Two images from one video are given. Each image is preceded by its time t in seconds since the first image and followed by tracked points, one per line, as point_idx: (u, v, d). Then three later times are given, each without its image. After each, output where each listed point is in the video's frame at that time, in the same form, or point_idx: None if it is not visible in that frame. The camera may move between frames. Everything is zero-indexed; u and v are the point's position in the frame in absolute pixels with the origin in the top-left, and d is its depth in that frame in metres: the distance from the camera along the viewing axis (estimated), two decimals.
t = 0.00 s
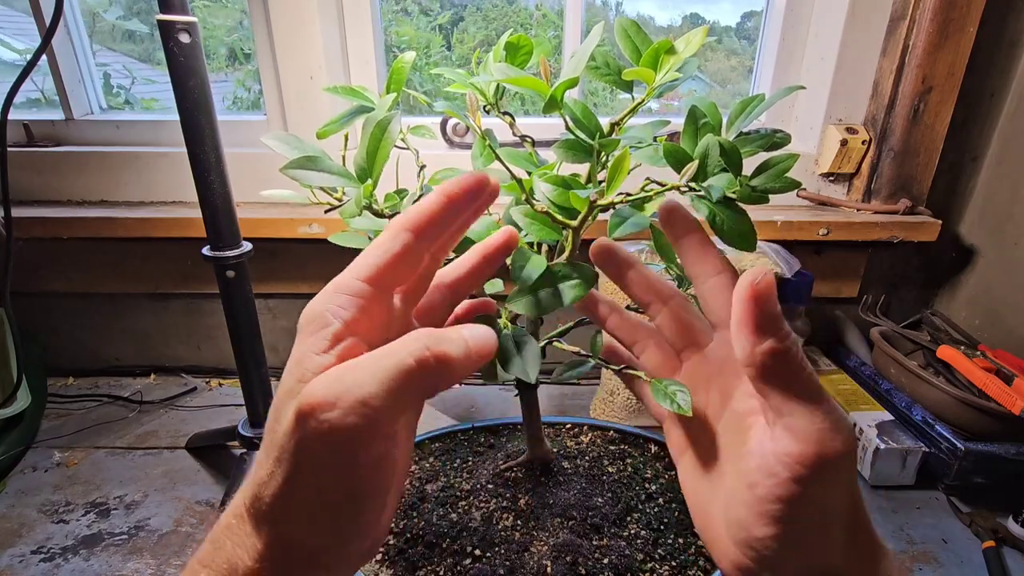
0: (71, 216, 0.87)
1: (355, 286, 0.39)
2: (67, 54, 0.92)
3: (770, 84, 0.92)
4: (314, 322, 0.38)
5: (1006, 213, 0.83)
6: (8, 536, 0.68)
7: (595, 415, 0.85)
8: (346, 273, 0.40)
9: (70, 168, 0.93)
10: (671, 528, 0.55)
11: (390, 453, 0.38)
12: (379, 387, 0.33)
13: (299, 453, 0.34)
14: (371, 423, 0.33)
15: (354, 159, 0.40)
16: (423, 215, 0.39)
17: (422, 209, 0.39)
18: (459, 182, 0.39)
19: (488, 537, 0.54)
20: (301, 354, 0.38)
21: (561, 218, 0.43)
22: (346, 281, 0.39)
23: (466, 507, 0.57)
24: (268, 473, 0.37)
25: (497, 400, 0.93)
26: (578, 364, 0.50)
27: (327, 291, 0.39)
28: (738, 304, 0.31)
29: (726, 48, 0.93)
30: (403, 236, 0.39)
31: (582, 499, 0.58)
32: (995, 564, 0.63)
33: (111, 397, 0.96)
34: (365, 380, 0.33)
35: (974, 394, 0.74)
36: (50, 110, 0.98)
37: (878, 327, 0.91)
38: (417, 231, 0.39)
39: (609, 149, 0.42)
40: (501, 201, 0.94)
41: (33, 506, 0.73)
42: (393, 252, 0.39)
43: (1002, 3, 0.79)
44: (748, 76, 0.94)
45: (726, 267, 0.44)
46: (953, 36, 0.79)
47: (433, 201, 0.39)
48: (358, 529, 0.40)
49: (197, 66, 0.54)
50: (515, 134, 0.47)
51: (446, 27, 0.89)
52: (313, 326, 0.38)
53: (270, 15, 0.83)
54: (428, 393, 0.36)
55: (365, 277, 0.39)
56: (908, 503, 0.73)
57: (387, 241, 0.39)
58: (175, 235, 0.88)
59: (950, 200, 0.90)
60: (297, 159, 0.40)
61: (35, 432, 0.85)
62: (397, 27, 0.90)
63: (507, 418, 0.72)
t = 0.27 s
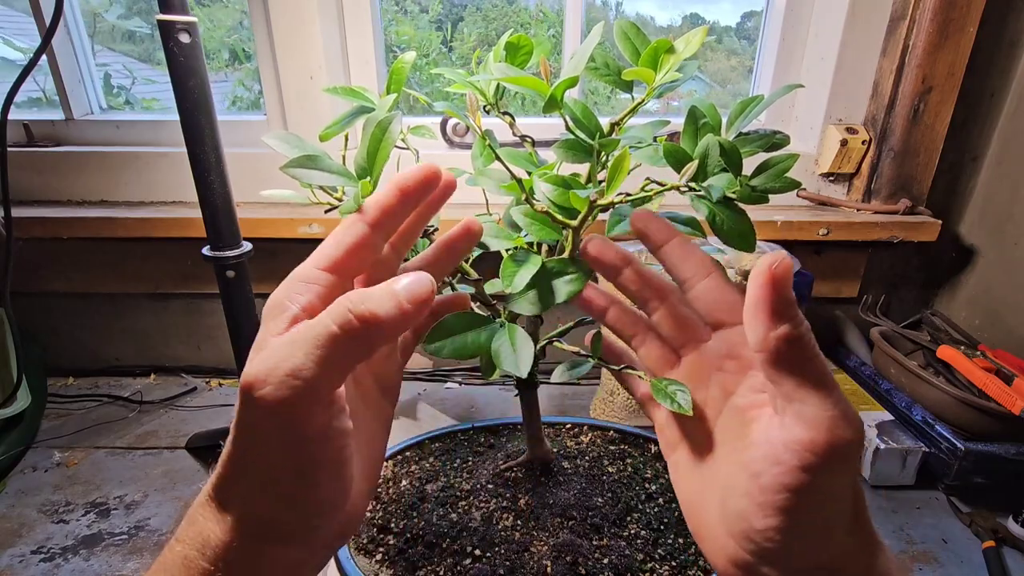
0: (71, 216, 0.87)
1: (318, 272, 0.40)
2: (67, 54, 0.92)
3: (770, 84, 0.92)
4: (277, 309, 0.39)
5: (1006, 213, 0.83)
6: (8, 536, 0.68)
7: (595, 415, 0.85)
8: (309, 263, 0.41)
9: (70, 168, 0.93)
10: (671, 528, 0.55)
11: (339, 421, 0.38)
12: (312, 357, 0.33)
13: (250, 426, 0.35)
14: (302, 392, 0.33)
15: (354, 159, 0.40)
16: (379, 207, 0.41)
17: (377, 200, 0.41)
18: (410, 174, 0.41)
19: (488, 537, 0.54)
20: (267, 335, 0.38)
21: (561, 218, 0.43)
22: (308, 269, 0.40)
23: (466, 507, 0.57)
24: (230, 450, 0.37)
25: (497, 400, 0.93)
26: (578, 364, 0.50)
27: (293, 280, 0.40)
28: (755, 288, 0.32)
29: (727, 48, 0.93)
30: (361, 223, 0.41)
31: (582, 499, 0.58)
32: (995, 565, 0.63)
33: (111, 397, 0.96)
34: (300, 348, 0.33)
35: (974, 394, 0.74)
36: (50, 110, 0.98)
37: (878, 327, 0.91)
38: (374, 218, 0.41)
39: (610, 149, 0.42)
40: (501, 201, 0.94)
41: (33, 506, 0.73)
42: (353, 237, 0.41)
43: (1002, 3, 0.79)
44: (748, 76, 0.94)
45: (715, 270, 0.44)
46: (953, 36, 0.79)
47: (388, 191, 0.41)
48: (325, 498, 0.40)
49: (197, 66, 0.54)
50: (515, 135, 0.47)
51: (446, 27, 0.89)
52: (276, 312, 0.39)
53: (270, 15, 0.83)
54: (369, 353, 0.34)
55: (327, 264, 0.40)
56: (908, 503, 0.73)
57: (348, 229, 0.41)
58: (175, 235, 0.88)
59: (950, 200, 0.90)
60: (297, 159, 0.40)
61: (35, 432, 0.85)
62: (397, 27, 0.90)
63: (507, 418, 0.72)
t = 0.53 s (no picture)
0: (71, 216, 0.87)
1: (344, 305, 0.41)
2: (67, 54, 0.92)
3: (770, 84, 0.92)
4: (309, 344, 0.39)
5: (1006, 213, 0.83)
6: (8, 536, 0.68)
7: (595, 415, 0.85)
8: (336, 292, 0.41)
9: (70, 168, 0.93)
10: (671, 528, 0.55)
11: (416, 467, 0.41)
12: (410, 411, 0.36)
13: (331, 474, 0.36)
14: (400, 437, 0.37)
15: (354, 159, 0.40)
16: (426, 241, 0.42)
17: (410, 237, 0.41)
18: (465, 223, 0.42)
19: (487, 537, 0.54)
20: (299, 375, 0.38)
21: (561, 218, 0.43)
22: (334, 298, 0.41)
23: (466, 507, 0.57)
24: (286, 502, 0.38)
25: (497, 400, 0.93)
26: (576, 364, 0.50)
27: (319, 306, 0.40)
28: (750, 304, 0.35)
29: (727, 48, 0.93)
30: (387, 255, 0.41)
31: (582, 499, 0.58)
32: (995, 565, 0.63)
33: (111, 397, 0.96)
34: (391, 395, 0.36)
35: (974, 394, 0.74)
36: (50, 110, 0.98)
37: (878, 327, 0.91)
38: (405, 251, 0.42)
39: (610, 149, 0.42)
40: (501, 201, 0.94)
41: (33, 506, 0.73)
42: (382, 268, 0.42)
43: (1002, 3, 0.79)
44: (748, 76, 0.94)
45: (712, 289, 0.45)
46: (953, 36, 0.79)
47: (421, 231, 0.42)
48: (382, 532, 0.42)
49: (197, 66, 0.54)
50: (515, 135, 0.47)
51: (447, 27, 0.89)
52: (306, 346, 0.39)
53: (270, 15, 0.83)
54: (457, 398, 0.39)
55: (355, 293, 0.41)
56: (908, 503, 0.73)
57: (380, 262, 0.42)
58: (175, 235, 0.88)
59: (950, 200, 0.90)
60: (297, 159, 0.40)
61: (35, 432, 0.85)
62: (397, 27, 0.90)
63: (507, 418, 0.72)
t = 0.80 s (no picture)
0: (71, 216, 0.87)
1: (517, 340, 0.39)
2: (67, 54, 0.92)
3: (770, 84, 0.92)
4: (488, 370, 0.38)
5: (1006, 213, 0.83)
6: (8, 536, 0.68)
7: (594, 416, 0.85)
8: (499, 329, 0.40)
9: (70, 168, 0.93)
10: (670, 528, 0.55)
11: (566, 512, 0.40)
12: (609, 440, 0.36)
13: (493, 521, 0.35)
14: (574, 496, 0.36)
15: (353, 159, 0.40)
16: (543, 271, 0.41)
17: (534, 269, 0.40)
18: (551, 245, 0.41)
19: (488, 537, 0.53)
20: (483, 403, 0.37)
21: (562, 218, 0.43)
22: (509, 333, 0.39)
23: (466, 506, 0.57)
24: (427, 548, 0.35)
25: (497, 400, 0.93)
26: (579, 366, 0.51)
27: (490, 342, 0.39)
28: (757, 340, 0.45)
29: (726, 48, 0.93)
30: (536, 289, 0.41)
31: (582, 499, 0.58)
32: (995, 565, 0.63)
33: (111, 397, 0.96)
34: (601, 435, 0.36)
35: (974, 394, 0.73)
36: (50, 110, 0.98)
37: (878, 327, 0.91)
38: (540, 285, 0.41)
39: (609, 149, 0.42)
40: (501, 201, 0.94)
41: (33, 506, 0.73)
42: (534, 303, 0.40)
43: (1002, 3, 0.79)
44: (748, 76, 0.94)
45: (726, 343, 0.49)
46: (953, 36, 0.79)
47: (545, 259, 0.41)
48: None
49: (197, 66, 0.54)
50: (515, 135, 0.47)
51: (446, 27, 0.89)
52: (489, 370, 0.38)
53: (270, 15, 0.83)
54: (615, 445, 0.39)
55: (527, 330, 0.40)
56: (908, 503, 0.73)
57: (520, 301, 0.40)
58: (175, 235, 0.88)
59: (950, 200, 0.90)
60: (297, 159, 0.40)
61: (35, 432, 0.85)
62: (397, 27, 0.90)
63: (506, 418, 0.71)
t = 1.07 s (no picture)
0: (72, 216, 0.87)
1: (518, 348, 0.38)
2: (67, 54, 0.92)
3: (770, 84, 0.92)
4: (485, 376, 0.38)
5: (1006, 213, 0.83)
6: (8, 536, 0.68)
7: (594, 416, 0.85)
8: (502, 335, 0.39)
9: (70, 168, 0.93)
10: (671, 528, 0.55)
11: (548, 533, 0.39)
12: (591, 463, 0.35)
13: (465, 521, 0.35)
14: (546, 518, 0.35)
15: (356, 159, 0.40)
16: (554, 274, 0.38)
17: (550, 268, 0.38)
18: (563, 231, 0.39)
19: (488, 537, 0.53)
20: (477, 408, 0.38)
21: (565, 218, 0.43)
22: (510, 339, 0.39)
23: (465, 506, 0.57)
24: (405, 539, 0.36)
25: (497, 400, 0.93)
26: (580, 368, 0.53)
27: (492, 347, 0.39)
28: (798, 363, 0.42)
29: (726, 48, 0.93)
30: (547, 293, 0.38)
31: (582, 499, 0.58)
32: (995, 565, 0.63)
33: (111, 397, 0.96)
34: (585, 457, 0.35)
35: (974, 394, 0.73)
36: (50, 111, 0.98)
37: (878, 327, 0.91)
38: (553, 288, 0.38)
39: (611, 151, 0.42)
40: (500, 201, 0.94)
41: (33, 506, 0.73)
42: (542, 309, 0.39)
43: (1002, 3, 0.80)
44: (748, 76, 0.94)
45: (759, 361, 0.51)
46: (953, 36, 0.79)
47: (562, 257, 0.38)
48: None
49: (197, 66, 0.54)
50: (516, 135, 0.47)
51: (446, 27, 0.89)
52: (486, 375, 0.38)
53: (270, 15, 0.83)
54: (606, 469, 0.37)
55: (530, 339, 0.39)
56: (908, 503, 0.73)
57: (527, 303, 0.38)
58: (175, 235, 0.88)
59: (950, 200, 0.90)
60: (298, 159, 0.40)
61: (35, 432, 0.85)
62: (397, 27, 0.90)
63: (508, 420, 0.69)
